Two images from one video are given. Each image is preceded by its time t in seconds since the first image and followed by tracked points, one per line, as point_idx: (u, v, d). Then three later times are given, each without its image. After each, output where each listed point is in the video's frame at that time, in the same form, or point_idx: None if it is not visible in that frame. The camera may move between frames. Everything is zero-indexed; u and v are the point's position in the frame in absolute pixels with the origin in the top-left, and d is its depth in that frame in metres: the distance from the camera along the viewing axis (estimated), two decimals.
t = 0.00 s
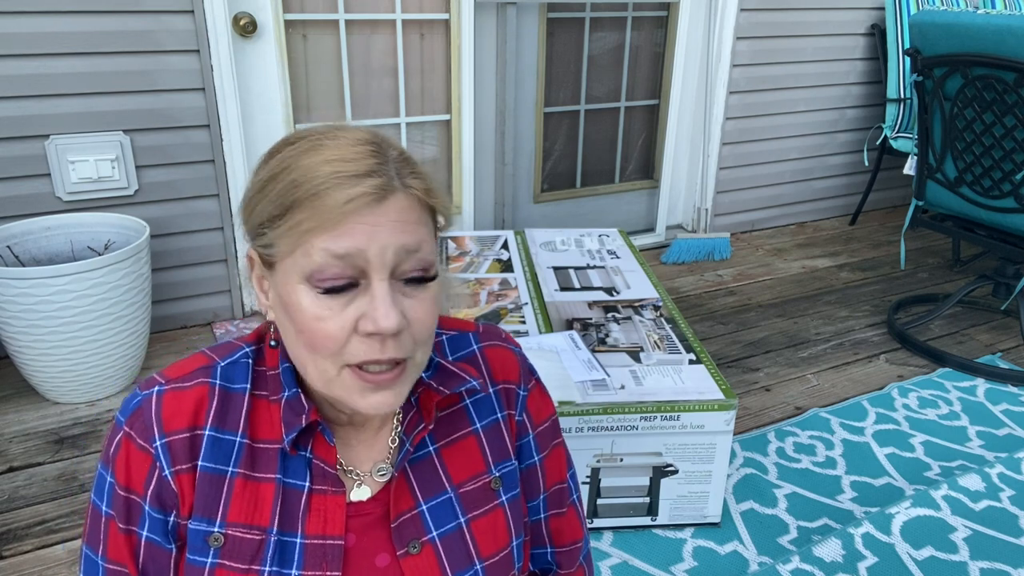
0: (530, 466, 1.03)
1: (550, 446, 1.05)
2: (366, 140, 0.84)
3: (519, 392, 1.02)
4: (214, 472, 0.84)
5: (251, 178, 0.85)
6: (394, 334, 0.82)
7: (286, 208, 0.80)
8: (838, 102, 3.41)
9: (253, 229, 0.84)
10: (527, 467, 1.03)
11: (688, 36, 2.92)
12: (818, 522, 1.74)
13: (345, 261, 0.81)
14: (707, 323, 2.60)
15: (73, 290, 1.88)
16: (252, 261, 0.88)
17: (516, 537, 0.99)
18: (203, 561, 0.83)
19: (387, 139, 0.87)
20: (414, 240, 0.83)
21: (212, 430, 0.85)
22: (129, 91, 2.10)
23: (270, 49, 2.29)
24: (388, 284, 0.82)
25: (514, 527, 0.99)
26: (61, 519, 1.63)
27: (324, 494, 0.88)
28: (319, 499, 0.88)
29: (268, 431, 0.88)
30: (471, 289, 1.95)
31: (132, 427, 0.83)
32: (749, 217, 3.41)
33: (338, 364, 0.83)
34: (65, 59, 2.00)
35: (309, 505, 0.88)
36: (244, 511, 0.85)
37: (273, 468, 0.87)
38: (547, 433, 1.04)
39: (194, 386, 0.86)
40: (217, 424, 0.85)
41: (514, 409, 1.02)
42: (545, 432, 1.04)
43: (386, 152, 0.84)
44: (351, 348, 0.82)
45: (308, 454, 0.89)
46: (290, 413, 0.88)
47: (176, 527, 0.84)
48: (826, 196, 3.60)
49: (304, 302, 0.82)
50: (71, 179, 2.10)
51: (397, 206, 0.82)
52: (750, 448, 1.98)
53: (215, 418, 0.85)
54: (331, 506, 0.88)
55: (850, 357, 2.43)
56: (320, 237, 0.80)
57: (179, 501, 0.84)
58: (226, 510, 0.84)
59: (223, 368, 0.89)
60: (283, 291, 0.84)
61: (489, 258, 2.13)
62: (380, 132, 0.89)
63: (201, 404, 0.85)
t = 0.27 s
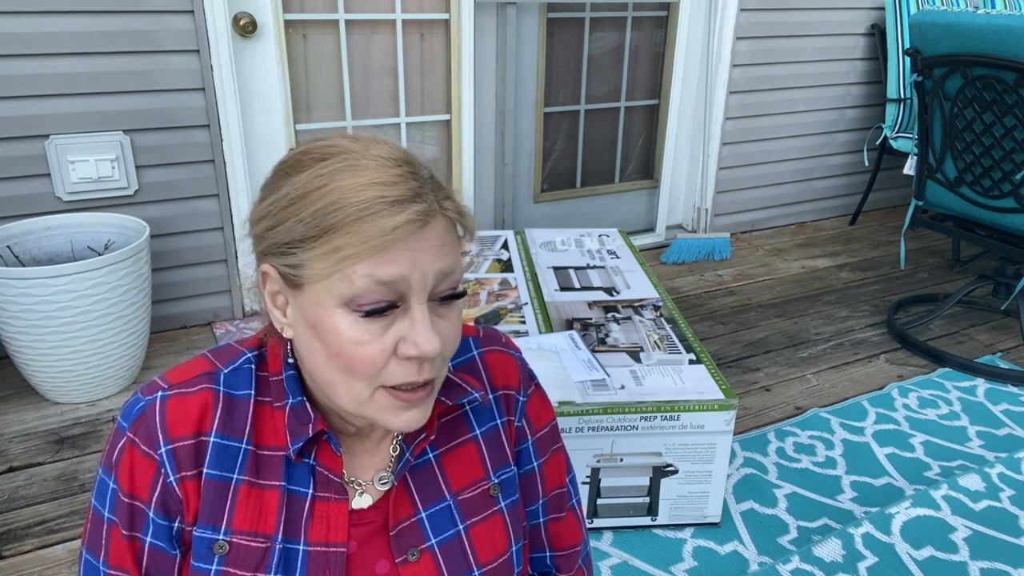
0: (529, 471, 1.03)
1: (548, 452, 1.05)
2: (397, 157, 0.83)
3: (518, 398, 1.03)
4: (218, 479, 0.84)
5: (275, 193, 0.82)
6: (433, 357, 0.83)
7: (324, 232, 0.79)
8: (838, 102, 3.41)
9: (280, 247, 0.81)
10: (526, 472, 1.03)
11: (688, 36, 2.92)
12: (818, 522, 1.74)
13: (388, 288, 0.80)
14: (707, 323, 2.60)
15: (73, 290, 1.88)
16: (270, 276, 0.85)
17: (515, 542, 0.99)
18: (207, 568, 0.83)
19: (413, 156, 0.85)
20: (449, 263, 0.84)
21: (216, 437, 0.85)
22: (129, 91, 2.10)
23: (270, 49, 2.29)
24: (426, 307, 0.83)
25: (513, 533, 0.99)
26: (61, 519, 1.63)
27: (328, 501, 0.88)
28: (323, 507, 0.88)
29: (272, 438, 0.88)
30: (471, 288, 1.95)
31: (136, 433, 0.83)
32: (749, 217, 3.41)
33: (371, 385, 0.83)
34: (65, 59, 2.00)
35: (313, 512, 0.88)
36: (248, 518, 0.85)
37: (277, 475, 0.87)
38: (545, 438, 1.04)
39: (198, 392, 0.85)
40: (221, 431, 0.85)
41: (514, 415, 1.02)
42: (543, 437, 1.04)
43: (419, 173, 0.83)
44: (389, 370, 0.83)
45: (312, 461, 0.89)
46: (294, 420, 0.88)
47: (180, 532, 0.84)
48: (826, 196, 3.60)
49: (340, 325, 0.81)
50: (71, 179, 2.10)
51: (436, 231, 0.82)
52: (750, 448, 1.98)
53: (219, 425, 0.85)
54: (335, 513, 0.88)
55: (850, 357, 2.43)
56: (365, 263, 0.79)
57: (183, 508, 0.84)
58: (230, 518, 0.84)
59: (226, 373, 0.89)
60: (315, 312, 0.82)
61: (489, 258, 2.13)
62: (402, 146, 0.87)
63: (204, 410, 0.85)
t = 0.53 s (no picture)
0: (531, 474, 1.03)
1: (550, 456, 1.05)
2: (407, 163, 0.83)
3: (522, 400, 1.03)
4: (221, 480, 0.84)
5: (285, 196, 0.82)
6: (440, 364, 0.83)
7: (334, 236, 0.79)
8: (838, 102, 3.41)
9: (289, 250, 0.82)
10: (528, 475, 1.03)
11: (688, 36, 2.92)
12: (818, 522, 1.74)
13: (398, 294, 0.80)
14: (707, 323, 2.60)
15: (73, 290, 1.88)
16: (278, 279, 0.85)
17: (517, 545, 0.99)
18: (209, 569, 0.83)
19: (424, 162, 0.86)
20: (458, 271, 0.84)
21: (219, 438, 0.85)
22: (129, 91, 2.10)
23: (270, 49, 2.29)
24: (434, 314, 0.83)
25: (515, 536, 0.99)
26: (62, 519, 1.63)
27: (330, 503, 0.88)
28: (326, 508, 0.88)
29: (275, 439, 0.88)
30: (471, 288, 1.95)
31: (140, 433, 0.83)
32: (749, 217, 3.41)
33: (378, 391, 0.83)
34: (65, 59, 2.00)
35: (315, 514, 0.88)
36: (250, 520, 0.85)
37: (280, 476, 0.87)
38: (548, 442, 1.04)
39: (202, 393, 0.86)
40: (224, 432, 0.85)
41: (516, 418, 1.02)
42: (546, 440, 1.04)
43: (430, 179, 0.83)
44: (395, 376, 0.83)
45: (315, 463, 0.89)
46: (297, 422, 0.88)
47: (183, 533, 0.84)
48: (826, 196, 3.61)
49: (348, 330, 0.81)
50: (71, 179, 2.10)
51: (446, 237, 0.82)
52: (750, 448, 1.98)
53: (222, 426, 0.85)
54: (337, 515, 0.88)
55: (850, 357, 2.43)
56: (374, 269, 0.79)
57: (186, 509, 0.84)
58: (232, 519, 0.84)
59: (229, 374, 0.89)
60: (322, 316, 0.82)
61: (489, 258, 2.13)
62: (414, 152, 0.87)
63: (208, 411, 0.85)
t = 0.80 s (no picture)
0: (535, 473, 1.03)
1: (554, 454, 1.05)
2: (408, 162, 0.83)
3: (528, 399, 1.03)
4: (225, 477, 0.84)
5: (288, 195, 0.83)
6: (439, 362, 0.83)
7: (334, 234, 0.79)
8: (838, 102, 3.41)
9: (291, 249, 0.82)
10: (532, 473, 1.03)
11: (688, 36, 2.92)
12: (818, 522, 1.74)
13: (397, 292, 0.80)
14: (707, 323, 2.60)
15: (73, 290, 1.88)
16: (281, 278, 0.85)
17: (520, 543, 0.99)
18: (212, 566, 0.83)
19: (425, 161, 0.86)
20: (459, 270, 0.83)
21: (223, 435, 0.85)
22: (129, 90, 2.10)
23: (270, 49, 2.29)
24: (434, 313, 0.83)
25: (518, 534, 0.99)
26: (61, 519, 1.63)
27: (333, 500, 0.88)
28: (329, 506, 0.88)
29: (279, 436, 0.88)
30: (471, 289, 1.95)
31: (143, 429, 0.83)
32: (749, 217, 3.41)
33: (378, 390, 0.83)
34: (65, 59, 2.00)
35: (319, 511, 0.88)
36: (253, 517, 0.85)
37: (283, 473, 0.87)
38: (552, 440, 1.04)
39: (205, 389, 0.86)
40: (227, 428, 0.85)
41: (522, 416, 1.02)
42: (551, 439, 1.05)
43: (430, 177, 0.83)
44: (394, 374, 0.83)
45: (318, 461, 0.89)
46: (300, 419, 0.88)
47: (185, 530, 0.84)
48: (826, 196, 3.61)
49: (349, 328, 0.81)
50: (71, 179, 2.10)
51: (446, 236, 0.82)
52: (750, 448, 1.98)
53: (226, 422, 0.85)
54: (340, 512, 0.88)
55: (850, 357, 2.43)
56: (373, 267, 0.79)
57: (189, 505, 0.83)
58: (235, 515, 0.84)
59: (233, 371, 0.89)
60: (323, 314, 0.82)
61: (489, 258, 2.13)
62: (415, 152, 0.87)
63: (212, 408, 0.85)
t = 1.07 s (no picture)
0: (540, 470, 1.03)
1: (559, 451, 1.05)
2: (397, 152, 0.83)
3: (533, 396, 1.03)
4: (228, 471, 0.84)
5: (282, 186, 0.84)
6: (425, 349, 0.82)
7: (320, 221, 0.79)
8: (838, 102, 3.41)
9: (283, 237, 0.83)
10: (537, 470, 1.03)
11: (688, 36, 2.92)
12: (818, 522, 1.74)
13: (381, 278, 0.80)
14: (707, 323, 2.60)
15: (73, 290, 1.88)
16: (278, 270, 0.86)
17: (526, 540, 0.99)
18: (215, 560, 0.83)
19: (417, 152, 0.86)
20: (446, 257, 0.83)
21: (226, 429, 0.85)
22: (128, 90, 2.10)
23: (270, 49, 2.29)
24: (421, 300, 0.82)
25: (524, 530, 0.99)
26: (61, 519, 1.63)
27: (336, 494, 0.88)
28: (333, 500, 0.88)
29: (282, 431, 0.88)
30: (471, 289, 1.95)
31: (146, 424, 0.83)
32: (749, 217, 3.41)
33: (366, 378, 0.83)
34: (65, 59, 2.00)
35: (322, 505, 0.88)
36: (257, 510, 0.85)
37: (287, 467, 0.87)
38: (557, 438, 1.05)
39: (208, 384, 0.86)
40: (230, 423, 0.85)
41: (528, 413, 1.02)
42: (556, 436, 1.05)
43: (420, 165, 0.83)
44: (382, 361, 0.82)
45: (322, 455, 0.89)
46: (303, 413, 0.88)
47: (188, 525, 0.84)
48: (826, 196, 3.61)
49: (336, 315, 0.81)
50: (71, 179, 2.10)
51: (431, 221, 0.81)
52: (750, 448, 1.98)
53: (229, 417, 0.85)
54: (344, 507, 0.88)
55: (850, 357, 2.43)
56: (357, 252, 0.79)
57: (192, 500, 0.83)
58: (239, 509, 0.84)
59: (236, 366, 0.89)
60: (313, 302, 0.83)
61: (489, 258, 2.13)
62: (409, 145, 0.87)
63: (214, 402, 0.85)
